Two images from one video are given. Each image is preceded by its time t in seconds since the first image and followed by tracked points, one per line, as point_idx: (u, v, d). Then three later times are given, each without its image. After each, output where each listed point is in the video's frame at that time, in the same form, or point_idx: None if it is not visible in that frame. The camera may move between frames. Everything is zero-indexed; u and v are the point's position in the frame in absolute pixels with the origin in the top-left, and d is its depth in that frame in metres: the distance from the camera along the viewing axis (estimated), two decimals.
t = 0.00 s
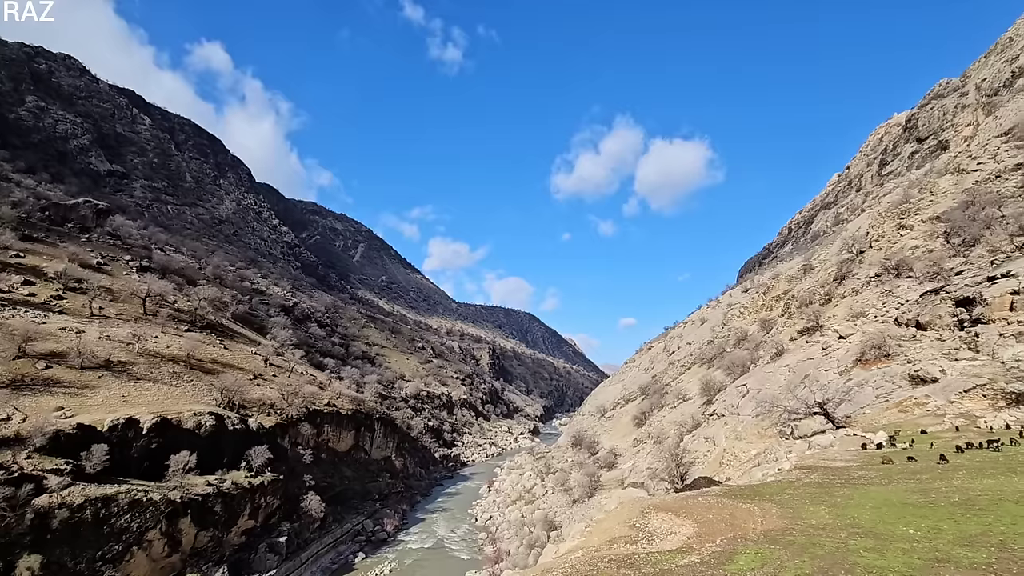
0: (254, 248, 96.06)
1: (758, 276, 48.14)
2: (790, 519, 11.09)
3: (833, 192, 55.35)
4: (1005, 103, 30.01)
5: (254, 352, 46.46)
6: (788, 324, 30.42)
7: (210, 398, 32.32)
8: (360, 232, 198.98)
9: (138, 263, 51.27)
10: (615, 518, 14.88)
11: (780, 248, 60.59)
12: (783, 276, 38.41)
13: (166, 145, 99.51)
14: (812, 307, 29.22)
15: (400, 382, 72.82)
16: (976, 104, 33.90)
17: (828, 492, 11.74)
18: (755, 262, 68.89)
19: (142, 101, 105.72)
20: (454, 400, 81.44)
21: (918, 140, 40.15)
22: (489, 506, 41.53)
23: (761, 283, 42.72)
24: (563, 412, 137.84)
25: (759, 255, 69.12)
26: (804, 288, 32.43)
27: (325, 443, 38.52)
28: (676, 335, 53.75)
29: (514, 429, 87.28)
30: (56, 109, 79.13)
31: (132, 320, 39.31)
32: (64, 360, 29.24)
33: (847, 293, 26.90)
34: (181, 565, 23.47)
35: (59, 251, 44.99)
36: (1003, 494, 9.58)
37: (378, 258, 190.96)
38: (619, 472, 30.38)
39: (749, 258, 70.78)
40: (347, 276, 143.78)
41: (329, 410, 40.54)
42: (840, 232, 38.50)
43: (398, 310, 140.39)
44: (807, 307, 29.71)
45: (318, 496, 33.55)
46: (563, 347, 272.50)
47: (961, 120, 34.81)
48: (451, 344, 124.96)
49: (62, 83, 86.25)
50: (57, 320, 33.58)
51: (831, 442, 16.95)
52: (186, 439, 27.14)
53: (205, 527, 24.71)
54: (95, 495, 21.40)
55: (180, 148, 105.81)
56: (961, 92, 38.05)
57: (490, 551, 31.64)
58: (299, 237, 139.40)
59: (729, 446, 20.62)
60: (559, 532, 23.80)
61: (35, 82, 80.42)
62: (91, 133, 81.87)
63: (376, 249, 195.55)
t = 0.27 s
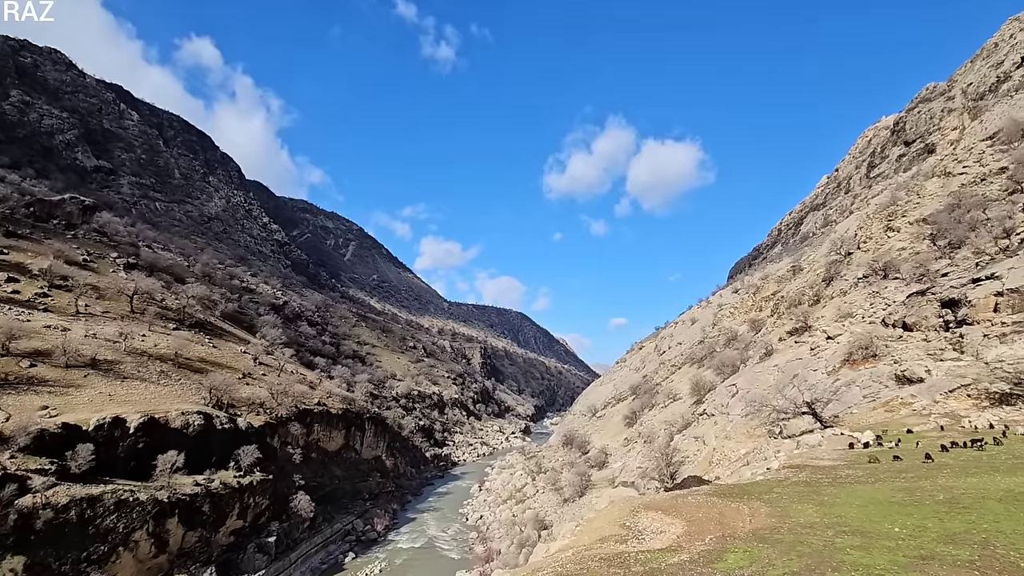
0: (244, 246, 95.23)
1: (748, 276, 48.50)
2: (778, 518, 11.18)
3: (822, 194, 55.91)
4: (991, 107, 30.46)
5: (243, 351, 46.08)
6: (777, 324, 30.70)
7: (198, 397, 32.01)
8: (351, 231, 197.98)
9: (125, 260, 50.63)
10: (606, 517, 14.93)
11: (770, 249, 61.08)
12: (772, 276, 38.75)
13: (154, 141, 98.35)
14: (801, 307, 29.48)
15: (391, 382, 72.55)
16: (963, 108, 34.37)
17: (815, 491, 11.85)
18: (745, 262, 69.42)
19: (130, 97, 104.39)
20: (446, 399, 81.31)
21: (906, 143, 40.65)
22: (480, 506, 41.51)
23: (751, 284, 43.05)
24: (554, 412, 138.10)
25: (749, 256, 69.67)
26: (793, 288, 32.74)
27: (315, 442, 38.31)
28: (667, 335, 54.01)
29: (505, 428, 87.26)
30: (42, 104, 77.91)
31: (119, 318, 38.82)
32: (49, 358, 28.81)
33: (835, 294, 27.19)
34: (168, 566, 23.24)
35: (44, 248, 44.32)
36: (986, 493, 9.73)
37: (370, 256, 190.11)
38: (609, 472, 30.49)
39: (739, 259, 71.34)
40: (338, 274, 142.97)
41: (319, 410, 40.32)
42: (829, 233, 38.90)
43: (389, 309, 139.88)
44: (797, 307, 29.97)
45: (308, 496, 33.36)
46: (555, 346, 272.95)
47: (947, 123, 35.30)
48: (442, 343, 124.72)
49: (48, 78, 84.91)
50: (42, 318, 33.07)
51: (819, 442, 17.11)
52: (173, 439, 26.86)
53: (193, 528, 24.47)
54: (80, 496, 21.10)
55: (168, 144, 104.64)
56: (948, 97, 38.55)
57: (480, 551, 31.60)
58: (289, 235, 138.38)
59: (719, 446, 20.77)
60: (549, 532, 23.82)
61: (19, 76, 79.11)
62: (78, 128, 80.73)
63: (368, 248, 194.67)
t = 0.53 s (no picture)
0: (233, 244, 94.38)
1: (738, 278, 48.87)
2: (766, 517, 11.27)
3: (811, 196, 56.46)
4: (977, 112, 30.93)
5: (232, 350, 45.68)
6: (767, 325, 30.97)
7: (186, 396, 31.69)
8: (343, 230, 196.98)
9: (112, 257, 49.99)
10: (596, 517, 14.97)
11: (760, 251, 61.59)
12: (762, 278, 39.06)
13: (142, 137, 97.19)
14: (790, 308, 29.75)
15: (382, 381, 72.26)
16: (949, 113, 34.88)
17: (803, 491, 11.95)
18: (735, 263, 69.94)
19: (118, 92, 103.08)
20: (437, 399, 81.15)
21: (894, 147, 41.17)
22: (470, 506, 41.47)
23: (741, 285, 43.38)
24: (546, 412, 138.30)
25: (739, 257, 70.19)
26: (782, 290, 33.04)
27: (305, 442, 38.08)
28: (658, 335, 54.25)
29: (497, 428, 87.25)
30: (27, 98, 76.68)
31: (106, 317, 38.33)
32: (34, 357, 28.38)
33: (824, 295, 27.48)
34: (155, 567, 22.97)
35: (30, 245, 43.65)
36: (971, 492, 9.86)
37: (361, 255, 189.28)
38: (600, 471, 30.59)
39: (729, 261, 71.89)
40: (329, 273, 142.24)
41: (309, 409, 40.09)
42: (818, 235, 39.29)
43: (380, 309, 139.30)
44: (786, 308, 30.24)
45: (297, 496, 33.14)
46: (546, 347, 273.32)
47: (934, 128, 35.80)
48: (434, 343, 124.45)
49: (33, 72, 83.63)
50: (27, 316, 32.57)
51: (807, 441, 17.25)
52: (161, 438, 26.58)
53: (181, 528, 24.21)
54: (65, 496, 20.76)
55: (157, 141, 103.46)
56: (935, 101, 39.10)
57: (471, 551, 31.54)
58: (279, 233, 137.37)
59: (709, 445, 20.91)
60: (540, 531, 23.83)
61: (4, 70, 77.81)
62: (64, 123, 79.57)
63: (359, 247, 193.80)
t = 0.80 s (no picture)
0: (223, 242, 93.54)
1: (728, 279, 49.22)
2: (755, 516, 11.37)
3: (801, 198, 57.00)
4: (963, 117, 31.38)
5: (221, 349, 45.27)
6: (757, 326, 31.23)
7: (174, 395, 31.37)
8: (334, 228, 195.86)
9: (98, 255, 49.33)
10: (587, 516, 15.01)
11: (750, 252, 62.11)
12: (752, 279, 39.36)
13: (130, 134, 96.00)
14: (780, 309, 30.02)
15: (373, 381, 71.95)
16: (936, 117, 35.37)
17: (792, 490, 12.06)
18: (726, 264, 70.41)
19: (105, 88, 101.73)
20: (428, 399, 80.94)
21: (882, 150, 41.66)
22: (461, 506, 41.39)
23: (731, 286, 43.68)
24: (537, 412, 138.42)
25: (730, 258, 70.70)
26: (772, 291, 33.34)
27: (294, 442, 37.84)
28: (649, 335, 54.50)
29: (488, 428, 87.20)
30: (12, 93, 75.44)
31: (92, 315, 37.83)
32: (18, 355, 27.95)
33: (813, 297, 27.76)
34: (142, 568, 22.70)
35: (14, 241, 42.96)
36: (955, 491, 10.01)
37: (352, 254, 188.31)
38: (591, 471, 30.68)
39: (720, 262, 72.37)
40: (319, 272, 141.37)
41: (299, 409, 39.85)
42: (807, 237, 39.68)
43: (372, 308, 138.65)
44: (775, 309, 30.51)
45: (286, 496, 32.90)
46: (538, 346, 273.59)
47: (921, 131, 36.28)
48: (425, 342, 124.11)
49: (18, 66, 82.28)
50: (11, 314, 32.05)
51: (796, 441, 17.40)
52: (148, 438, 26.29)
53: (168, 529, 23.94)
54: (49, 497, 20.47)
55: (145, 137, 102.26)
56: (922, 106, 39.64)
57: (462, 551, 31.49)
58: (269, 232, 136.30)
59: (699, 445, 21.05)
60: (531, 531, 23.84)
61: None
62: (50, 119, 78.40)
63: (350, 246, 192.80)
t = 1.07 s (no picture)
0: (211, 240, 92.57)
1: (718, 279, 49.58)
2: (743, 515, 11.46)
3: (789, 200, 57.56)
4: (948, 121, 31.85)
5: (209, 348, 44.83)
6: (746, 326, 31.49)
7: (160, 395, 31.00)
8: (324, 227, 194.60)
9: (83, 252, 48.61)
10: (577, 516, 15.06)
11: (739, 253, 62.59)
12: (741, 280, 39.69)
13: (117, 130, 94.74)
14: (768, 310, 30.29)
15: (362, 380, 71.61)
16: (922, 121, 35.87)
17: (779, 489, 12.18)
18: (715, 265, 70.92)
19: (91, 83, 100.26)
20: (418, 398, 80.69)
21: (869, 153, 42.17)
22: (452, 505, 41.30)
23: (721, 287, 43.99)
24: (527, 411, 138.53)
25: (719, 259, 71.22)
26: (761, 292, 33.64)
27: (283, 441, 37.56)
28: (639, 336, 54.75)
29: (478, 428, 87.08)
30: None
31: (77, 313, 37.27)
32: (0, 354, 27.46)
33: (801, 298, 28.05)
34: (126, 570, 22.39)
35: None
36: (939, 491, 10.16)
37: (342, 253, 187.22)
38: (581, 471, 30.76)
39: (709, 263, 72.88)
40: (309, 271, 140.41)
41: (288, 408, 39.57)
42: (796, 239, 40.06)
43: (362, 307, 137.94)
44: (764, 310, 30.77)
45: (275, 496, 32.64)
46: (528, 346, 273.81)
47: (908, 135, 36.77)
48: (416, 342, 123.73)
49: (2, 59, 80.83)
50: None
51: (783, 441, 17.56)
52: (134, 438, 25.95)
53: (154, 530, 23.63)
54: (32, 498, 20.12)
55: (132, 133, 100.93)
56: (909, 110, 40.17)
57: (451, 551, 31.40)
58: (259, 230, 135.13)
59: (688, 445, 21.21)
60: (521, 531, 23.84)
61: None
62: (35, 113, 77.11)
63: (340, 245, 191.68)
